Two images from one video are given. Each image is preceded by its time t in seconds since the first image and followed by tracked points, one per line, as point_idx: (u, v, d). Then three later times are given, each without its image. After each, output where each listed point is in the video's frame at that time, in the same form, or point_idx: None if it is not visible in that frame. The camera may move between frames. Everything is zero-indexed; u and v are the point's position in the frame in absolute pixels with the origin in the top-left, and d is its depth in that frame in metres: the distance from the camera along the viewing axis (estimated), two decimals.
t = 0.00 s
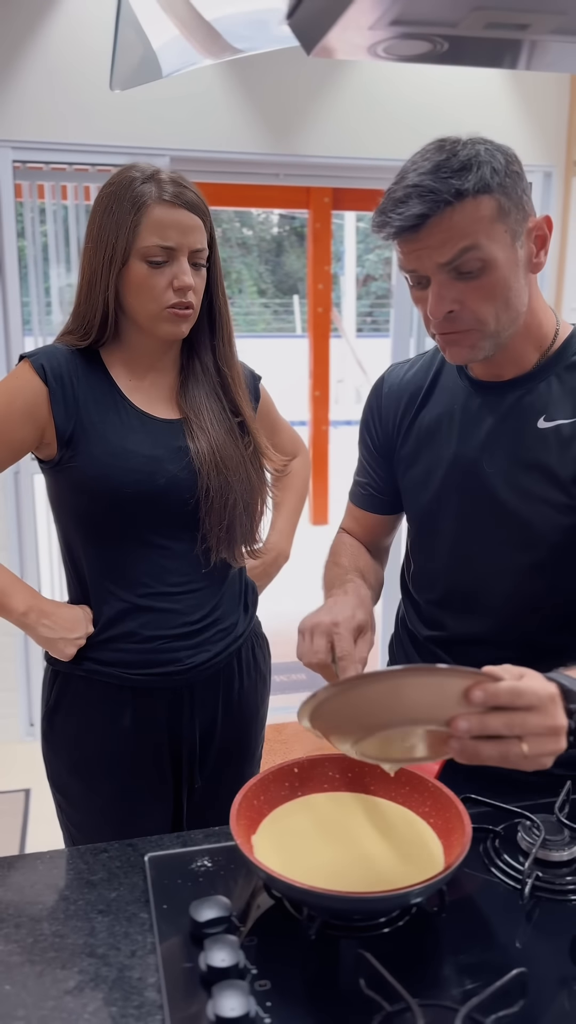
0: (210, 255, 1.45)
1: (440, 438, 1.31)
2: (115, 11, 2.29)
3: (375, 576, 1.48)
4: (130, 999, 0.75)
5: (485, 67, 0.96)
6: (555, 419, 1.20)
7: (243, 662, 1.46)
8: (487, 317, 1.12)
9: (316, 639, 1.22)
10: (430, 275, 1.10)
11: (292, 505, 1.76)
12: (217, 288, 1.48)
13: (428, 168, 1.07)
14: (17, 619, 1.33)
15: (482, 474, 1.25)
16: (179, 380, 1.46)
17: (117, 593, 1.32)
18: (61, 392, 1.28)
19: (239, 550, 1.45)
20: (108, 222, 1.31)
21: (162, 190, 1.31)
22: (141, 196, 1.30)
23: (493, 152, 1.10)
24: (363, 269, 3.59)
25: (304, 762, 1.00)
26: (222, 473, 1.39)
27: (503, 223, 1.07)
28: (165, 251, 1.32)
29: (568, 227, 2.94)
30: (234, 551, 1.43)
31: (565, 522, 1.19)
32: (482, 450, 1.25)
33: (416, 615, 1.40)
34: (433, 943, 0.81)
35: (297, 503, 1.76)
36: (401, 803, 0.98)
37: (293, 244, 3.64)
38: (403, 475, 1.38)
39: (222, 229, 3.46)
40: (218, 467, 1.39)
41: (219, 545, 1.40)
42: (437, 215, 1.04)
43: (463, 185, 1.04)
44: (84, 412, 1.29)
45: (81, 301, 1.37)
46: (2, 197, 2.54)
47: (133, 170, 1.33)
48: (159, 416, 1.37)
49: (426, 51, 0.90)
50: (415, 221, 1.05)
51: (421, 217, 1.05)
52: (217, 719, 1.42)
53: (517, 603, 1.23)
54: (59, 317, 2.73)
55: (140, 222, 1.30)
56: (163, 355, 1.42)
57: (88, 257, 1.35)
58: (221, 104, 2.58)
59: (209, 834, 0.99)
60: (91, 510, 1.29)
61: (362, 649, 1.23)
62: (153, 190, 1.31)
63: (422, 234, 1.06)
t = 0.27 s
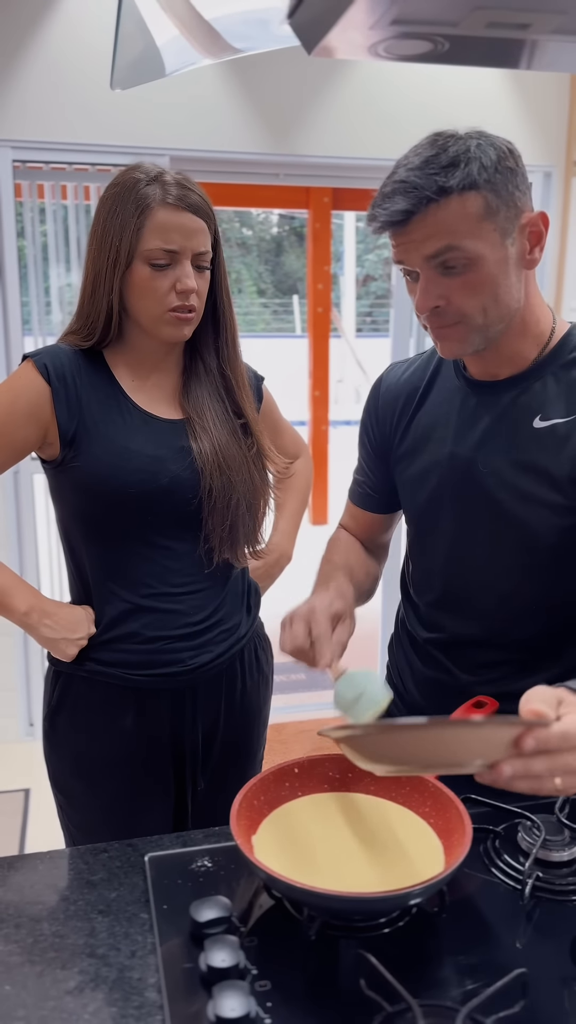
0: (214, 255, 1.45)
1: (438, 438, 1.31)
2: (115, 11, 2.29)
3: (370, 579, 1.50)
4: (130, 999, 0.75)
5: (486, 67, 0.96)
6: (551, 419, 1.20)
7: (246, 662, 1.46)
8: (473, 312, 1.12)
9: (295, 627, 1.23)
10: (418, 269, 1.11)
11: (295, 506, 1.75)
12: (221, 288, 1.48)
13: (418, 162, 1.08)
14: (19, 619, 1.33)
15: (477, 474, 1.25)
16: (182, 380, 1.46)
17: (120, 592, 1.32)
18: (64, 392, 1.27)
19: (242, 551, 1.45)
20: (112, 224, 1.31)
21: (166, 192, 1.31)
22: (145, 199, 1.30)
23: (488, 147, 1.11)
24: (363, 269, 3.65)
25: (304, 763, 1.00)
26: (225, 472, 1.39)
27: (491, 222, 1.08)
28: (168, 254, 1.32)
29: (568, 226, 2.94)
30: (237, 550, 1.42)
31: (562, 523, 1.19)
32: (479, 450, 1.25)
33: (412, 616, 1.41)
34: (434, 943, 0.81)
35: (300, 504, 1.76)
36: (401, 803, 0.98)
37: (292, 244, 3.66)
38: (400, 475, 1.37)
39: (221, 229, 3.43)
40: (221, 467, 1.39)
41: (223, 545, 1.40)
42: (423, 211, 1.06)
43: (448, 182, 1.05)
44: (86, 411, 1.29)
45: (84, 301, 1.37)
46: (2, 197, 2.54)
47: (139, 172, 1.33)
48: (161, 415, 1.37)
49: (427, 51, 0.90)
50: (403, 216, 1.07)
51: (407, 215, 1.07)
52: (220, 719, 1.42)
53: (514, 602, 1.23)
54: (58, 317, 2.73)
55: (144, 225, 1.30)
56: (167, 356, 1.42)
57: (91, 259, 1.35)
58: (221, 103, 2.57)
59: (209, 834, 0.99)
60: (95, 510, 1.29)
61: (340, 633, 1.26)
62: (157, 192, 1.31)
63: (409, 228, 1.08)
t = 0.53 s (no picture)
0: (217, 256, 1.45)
1: (432, 437, 1.31)
2: (116, 11, 2.29)
3: (372, 580, 1.49)
4: (130, 999, 0.75)
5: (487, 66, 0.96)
6: (539, 418, 1.18)
7: (248, 663, 1.46)
8: (426, 273, 1.20)
9: (295, 646, 1.23)
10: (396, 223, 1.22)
11: (298, 506, 1.76)
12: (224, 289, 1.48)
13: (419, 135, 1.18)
14: (20, 619, 1.33)
15: (464, 473, 1.24)
16: (184, 381, 1.46)
17: (123, 593, 1.32)
18: (65, 392, 1.27)
19: (243, 549, 1.44)
20: (113, 225, 1.31)
21: (168, 195, 1.31)
22: (146, 201, 1.30)
23: (492, 131, 1.17)
24: (363, 270, 3.66)
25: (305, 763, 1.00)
26: (227, 472, 1.39)
27: (457, 196, 1.15)
28: (169, 257, 1.32)
29: (567, 226, 2.94)
30: (238, 549, 1.42)
31: (547, 522, 1.17)
32: (466, 448, 1.24)
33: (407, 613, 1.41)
34: (433, 943, 0.81)
35: (302, 504, 1.76)
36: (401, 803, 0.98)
37: (293, 244, 3.60)
38: (397, 475, 1.38)
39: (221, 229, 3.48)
40: (222, 467, 1.38)
41: (224, 545, 1.39)
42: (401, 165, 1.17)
43: (428, 146, 1.16)
44: (88, 411, 1.29)
45: (86, 301, 1.37)
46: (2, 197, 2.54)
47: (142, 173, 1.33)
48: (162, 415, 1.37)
49: (428, 50, 0.90)
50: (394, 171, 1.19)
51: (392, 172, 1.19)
52: (220, 719, 1.42)
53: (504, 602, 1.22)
54: (58, 317, 2.73)
55: (145, 228, 1.30)
56: (168, 358, 1.42)
57: (93, 259, 1.35)
58: (221, 103, 2.58)
59: (209, 834, 0.99)
60: (97, 510, 1.29)
61: (341, 648, 1.25)
62: (159, 195, 1.31)
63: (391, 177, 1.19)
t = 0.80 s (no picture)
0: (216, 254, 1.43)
1: (416, 435, 1.30)
2: (117, 11, 2.29)
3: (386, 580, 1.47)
4: (129, 997, 0.75)
5: (486, 66, 0.96)
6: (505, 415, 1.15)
7: (248, 662, 1.46)
8: (413, 272, 1.18)
9: (308, 652, 1.24)
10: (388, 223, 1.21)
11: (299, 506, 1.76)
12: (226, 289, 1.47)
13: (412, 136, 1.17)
14: (20, 619, 1.33)
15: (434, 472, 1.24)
16: (185, 383, 1.47)
17: (122, 592, 1.32)
18: (66, 392, 1.27)
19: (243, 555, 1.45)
20: (110, 227, 1.32)
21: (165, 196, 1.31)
22: (142, 203, 1.30)
23: (482, 129, 1.16)
24: (363, 270, 3.72)
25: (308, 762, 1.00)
26: (227, 473, 1.40)
27: (447, 193, 1.14)
28: (163, 259, 1.31)
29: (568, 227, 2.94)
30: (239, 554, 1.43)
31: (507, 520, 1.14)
32: (444, 447, 1.23)
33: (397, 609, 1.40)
34: (433, 942, 0.81)
35: (303, 504, 1.76)
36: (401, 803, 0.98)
37: (293, 244, 3.61)
38: (391, 473, 1.38)
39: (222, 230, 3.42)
40: (223, 467, 1.39)
41: (224, 548, 1.40)
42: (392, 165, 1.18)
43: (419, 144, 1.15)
44: (89, 412, 1.29)
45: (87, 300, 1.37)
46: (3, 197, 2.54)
47: (141, 175, 1.33)
48: (164, 416, 1.38)
49: (427, 51, 0.90)
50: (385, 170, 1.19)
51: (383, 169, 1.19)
52: (221, 719, 1.42)
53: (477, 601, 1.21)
54: (60, 317, 2.73)
55: (139, 230, 1.30)
56: (168, 359, 1.42)
57: (94, 261, 1.36)
58: (222, 104, 2.58)
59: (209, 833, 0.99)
60: (99, 510, 1.29)
61: (350, 653, 1.26)
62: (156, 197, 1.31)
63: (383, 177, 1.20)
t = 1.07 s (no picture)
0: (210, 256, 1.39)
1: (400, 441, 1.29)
2: (121, 12, 2.29)
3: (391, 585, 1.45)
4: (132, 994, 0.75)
5: (487, 66, 0.96)
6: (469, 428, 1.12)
7: (249, 663, 1.46)
8: (416, 296, 1.07)
9: (313, 665, 1.26)
10: (371, 244, 1.07)
11: (301, 505, 1.76)
12: (224, 287, 1.44)
13: (379, 148, 1.03)
14: (18, 619, 1.33)
15: (411, 478, 1.24)
16: (188, 382, 1.47)
17: (122, 592, 1.32)
18: (68, 392, 1.28)
19: (247, 562, 1.46)
20: (104, 230, 1.33)
21: (153, 199, 1.29)
22: (129, 205, 1.29)
23: (455, 137, 1.04)
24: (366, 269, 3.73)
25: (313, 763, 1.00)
26: (227, 476, 1.41)
27: (444, 208, 1.02)
28: (145, 262, 1.30)
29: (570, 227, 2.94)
30: (241, 560, 1.44)
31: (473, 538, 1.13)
32: (414, 457, 1.22)
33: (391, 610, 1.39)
34: (435, 940, 0.82)
35: (305, 504, 1.77)
36: (404, 801, 0.98)
37: (295, 244, 3.65)
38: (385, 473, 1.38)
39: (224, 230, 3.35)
40: (223, 471, 1.40)
41: (225, 554, 1.41)
42: (375, 184, 1.02)
43: (404, 161, 1.00)
44: (91, 412, 1.30)
45: (89, 298, 1.37)
46: (6, 197, 2.54)
47: (134, 178, 1.33)
48: (165, 415, 1.38)
49: (429, 51, 0.90)
50: (361, 189, 1.03)
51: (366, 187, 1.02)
52: (221, 720, 1.42)
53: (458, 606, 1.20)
54: (62, 317, 2.73)
55: (125, 233, 1.29)
56: (165, 360, 1.41)
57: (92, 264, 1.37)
58: (225, 103, 2.58)
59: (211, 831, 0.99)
60: (101, 510, 1.29)
61: (357, 665, 1.26)
62: (142, 199, 1.29)
63: (367, 200, 1.03)
